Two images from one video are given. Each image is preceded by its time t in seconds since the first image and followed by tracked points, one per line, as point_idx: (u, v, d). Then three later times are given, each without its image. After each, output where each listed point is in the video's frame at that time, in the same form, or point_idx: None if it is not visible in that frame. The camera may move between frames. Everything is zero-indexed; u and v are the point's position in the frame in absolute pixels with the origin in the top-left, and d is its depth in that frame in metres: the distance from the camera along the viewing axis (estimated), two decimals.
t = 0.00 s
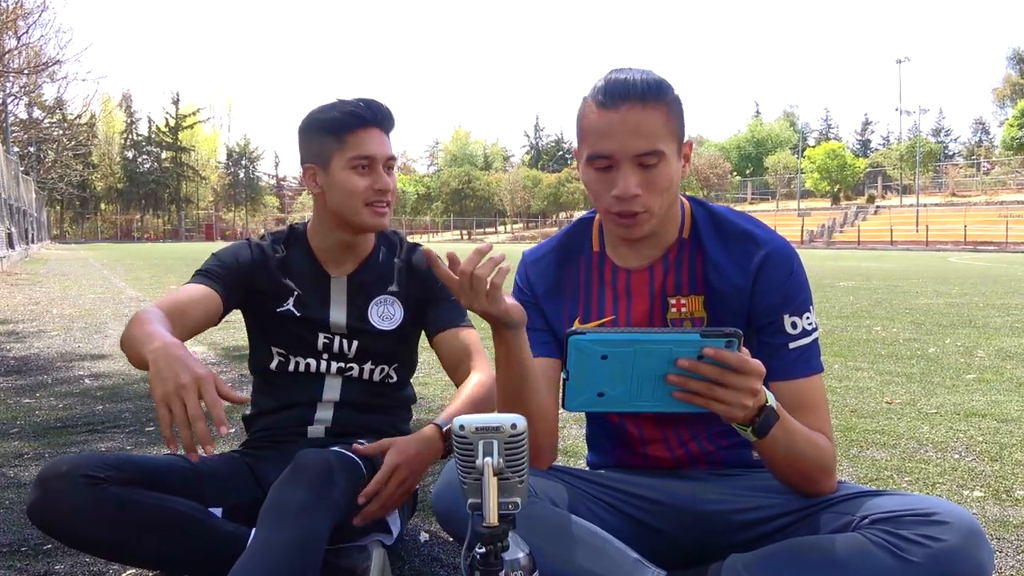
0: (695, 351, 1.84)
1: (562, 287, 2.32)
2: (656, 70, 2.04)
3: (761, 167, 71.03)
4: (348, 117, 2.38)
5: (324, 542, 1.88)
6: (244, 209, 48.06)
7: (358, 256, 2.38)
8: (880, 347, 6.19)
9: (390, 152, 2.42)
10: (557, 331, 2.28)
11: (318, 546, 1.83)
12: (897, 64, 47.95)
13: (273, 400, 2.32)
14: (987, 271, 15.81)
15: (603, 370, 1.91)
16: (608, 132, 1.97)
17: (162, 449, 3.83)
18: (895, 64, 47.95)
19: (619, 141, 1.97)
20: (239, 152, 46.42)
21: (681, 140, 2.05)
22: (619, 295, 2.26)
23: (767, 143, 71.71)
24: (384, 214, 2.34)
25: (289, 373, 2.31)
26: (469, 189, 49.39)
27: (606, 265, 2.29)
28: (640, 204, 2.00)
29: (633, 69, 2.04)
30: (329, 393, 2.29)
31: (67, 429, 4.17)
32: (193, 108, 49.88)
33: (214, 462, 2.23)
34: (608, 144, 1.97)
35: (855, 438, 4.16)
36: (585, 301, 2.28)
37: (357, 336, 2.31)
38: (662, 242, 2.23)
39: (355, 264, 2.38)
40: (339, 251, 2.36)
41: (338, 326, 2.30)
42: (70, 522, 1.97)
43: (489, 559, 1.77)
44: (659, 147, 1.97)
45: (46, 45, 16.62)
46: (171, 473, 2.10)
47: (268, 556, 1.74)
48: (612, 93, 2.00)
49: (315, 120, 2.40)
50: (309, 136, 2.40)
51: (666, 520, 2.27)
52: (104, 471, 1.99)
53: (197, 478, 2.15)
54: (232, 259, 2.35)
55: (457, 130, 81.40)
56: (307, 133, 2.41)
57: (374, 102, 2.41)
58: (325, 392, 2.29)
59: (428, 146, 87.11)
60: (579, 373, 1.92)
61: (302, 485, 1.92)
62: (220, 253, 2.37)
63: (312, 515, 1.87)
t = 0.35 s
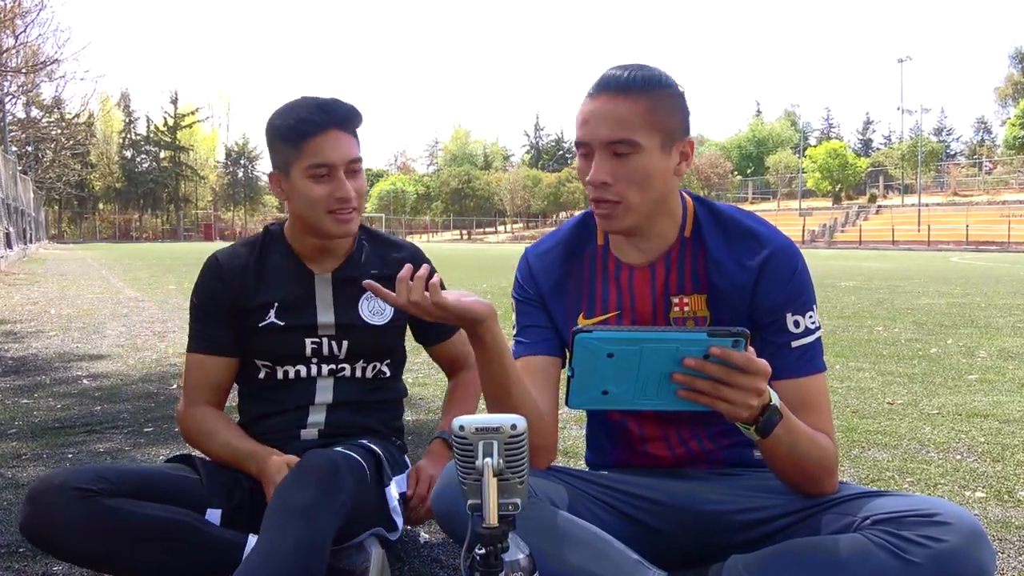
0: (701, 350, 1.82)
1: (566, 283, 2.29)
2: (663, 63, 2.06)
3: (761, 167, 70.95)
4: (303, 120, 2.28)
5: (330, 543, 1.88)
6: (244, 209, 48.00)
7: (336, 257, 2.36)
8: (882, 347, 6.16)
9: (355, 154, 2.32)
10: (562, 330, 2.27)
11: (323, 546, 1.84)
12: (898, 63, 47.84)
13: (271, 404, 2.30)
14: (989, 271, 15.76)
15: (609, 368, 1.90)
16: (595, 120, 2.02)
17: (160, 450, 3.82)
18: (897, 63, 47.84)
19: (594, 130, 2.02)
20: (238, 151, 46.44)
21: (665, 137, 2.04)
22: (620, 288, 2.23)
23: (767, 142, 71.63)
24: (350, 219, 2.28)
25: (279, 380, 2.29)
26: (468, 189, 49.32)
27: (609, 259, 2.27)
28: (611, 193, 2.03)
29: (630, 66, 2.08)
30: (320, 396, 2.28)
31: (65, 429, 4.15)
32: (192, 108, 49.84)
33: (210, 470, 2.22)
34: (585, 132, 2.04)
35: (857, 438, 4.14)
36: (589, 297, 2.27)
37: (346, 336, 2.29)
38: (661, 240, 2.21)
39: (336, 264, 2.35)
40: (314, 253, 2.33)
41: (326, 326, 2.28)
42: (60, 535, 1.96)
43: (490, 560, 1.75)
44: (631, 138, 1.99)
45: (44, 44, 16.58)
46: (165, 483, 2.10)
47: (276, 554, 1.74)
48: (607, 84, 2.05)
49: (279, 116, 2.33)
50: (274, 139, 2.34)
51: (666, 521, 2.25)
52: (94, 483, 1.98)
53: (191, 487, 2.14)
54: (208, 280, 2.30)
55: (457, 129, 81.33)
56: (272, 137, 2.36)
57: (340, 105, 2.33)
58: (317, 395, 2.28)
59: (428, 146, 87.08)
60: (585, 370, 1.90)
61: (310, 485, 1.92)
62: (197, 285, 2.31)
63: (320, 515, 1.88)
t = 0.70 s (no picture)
0: (710, 342, 1.85)
1: (572, 277, 2.33)
2: (649, 64, 2.19)
3: (762, 166, 70.88)
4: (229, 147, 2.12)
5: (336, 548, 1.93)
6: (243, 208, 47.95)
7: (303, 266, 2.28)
8: (883, 347, 6.15)
9: (266, 186, 2.09)
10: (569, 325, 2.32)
11: (327, 550, 1.89)
12: (899, 62, 47.73)
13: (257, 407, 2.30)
14: (991, 271, 15.73)
15: (618, 359, 1.93)
16: (581, 115, 2.20)
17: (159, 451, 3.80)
18: (898, 62, 47.71)
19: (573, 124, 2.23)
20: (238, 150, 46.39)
21: (635, 133, 2.15)
22: (623, 280, 2.28)
23: (768, 141, 71.55)
24: (267, 249, 2.17)
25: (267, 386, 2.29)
26: (468, 189, 49.27)
27: (614, 249, 2.32)
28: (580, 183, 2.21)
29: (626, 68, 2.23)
30: (307, 404, 2.25)
31: (64, 430, 4.14)
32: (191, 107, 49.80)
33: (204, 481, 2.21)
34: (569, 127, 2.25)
35: (858, 439, 4.13)
36: (595, 288, 2.32)
37: (326, 344, 2.24)
38: (659, 237, 2.26)
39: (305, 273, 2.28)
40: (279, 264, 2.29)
41: (305, 336, 2.24)
42: (54, 548, 1.94)
43: (490, 561, 1.75)
44: (595, 132, 2.16)
45: (43, 43, 16.55)
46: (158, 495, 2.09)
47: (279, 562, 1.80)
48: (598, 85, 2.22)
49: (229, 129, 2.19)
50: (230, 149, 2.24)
51: (667, 521, 2.24)
52: (86, 496, 1.98)
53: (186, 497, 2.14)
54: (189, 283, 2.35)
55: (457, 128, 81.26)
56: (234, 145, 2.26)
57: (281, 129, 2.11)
58: (303, 402, 2.25)
59: (428, 145, 87.02)
60: (593, 360, 1.94)
61: (321, 483, 1.96)
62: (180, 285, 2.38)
63: (331, 516, 1.93)
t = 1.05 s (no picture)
0: (722, 337, 1.85)
1: (578, 272, 2.32)
2: (650, 66, 2.21)
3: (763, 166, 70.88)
4: (300, 140, 2.11)
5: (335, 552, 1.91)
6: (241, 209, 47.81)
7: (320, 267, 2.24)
8: (885, 348, 6.13)
9: (348, 183, 2.16)
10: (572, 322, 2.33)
11: (325, 558, 1.86)
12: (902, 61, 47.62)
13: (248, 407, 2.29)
14: (993, 271, 15.70)
15: (630, 353, 1.92)
16: (584, 117, 2.21)
17: (157, 452, 3.77)
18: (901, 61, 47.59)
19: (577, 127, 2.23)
20: (236, 150, 46.34)
21: (641, 133, 2.17)
22: (625, 277, 2.27)
23: (768, 141, 71.50)
24: (328, 250, 2.18)
25: (265, 388, 2.26)
26: (468, 189, 49.18)
27: (618, 245, 2.30)
28: (585, 184, 2.20)
29: (627, 68, 2.24)
30: (305, 411, 2.24)
31: (61, 431, 4.11)
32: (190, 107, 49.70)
33: (199, 484, 2.18)
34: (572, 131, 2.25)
35: (859, 439, 4.10)
36: (599, 284, 2.30)
37: (328, 351, 2.21)
38: (667, 236, 2.24)
39: (318, 274, 2.25)
40: (296, 266, 2.25)
41: (307, 340, 2.21)
42: (51, 569, 1.91)
43: (489, 562, 1.73)
44: (599, 133, 2.17)
45: (41, 41, 16.46)
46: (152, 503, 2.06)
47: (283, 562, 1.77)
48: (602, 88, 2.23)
49: (279, 121, 2.17)
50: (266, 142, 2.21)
51: (668, 522, 2.22)
52: (80, 512, 1.94)
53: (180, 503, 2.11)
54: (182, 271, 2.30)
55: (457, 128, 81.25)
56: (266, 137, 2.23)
57: (346, 121, 2.16)
58: (302, 409, 2.24)
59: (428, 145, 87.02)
60: (604, 353, 1.93)
61: (315, 493, 1.93)
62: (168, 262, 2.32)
63: (330, 518, 1.91)
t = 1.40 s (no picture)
0: (729, 338, 1.82)
1: (583, 270, 2.32)
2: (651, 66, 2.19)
3: (764, 166, 70.80)
4: (395, 115, 2.25)
5: (337, 563, 1.94)
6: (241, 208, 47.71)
7: (373, 267, 2.34)
8: (886, 348, 6.11)
9: (429, 162, 2.29)
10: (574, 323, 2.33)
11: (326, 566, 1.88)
12: (903, 60, 47.53)
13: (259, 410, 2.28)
14: (995, 271, 15.65)
15: (635, 355, 1.89)
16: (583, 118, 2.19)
17: (155, 452, 3.75)
18: (902, 60, 47.51)
19: (580, 127, 2.21)
20: (235, 150, 46.26)
21: (643, 134, 2.14)
22: (627, 276, 2.25)
23: (769, 140, 71.40)
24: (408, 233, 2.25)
25: (287, 394, 2.25)
26: (468, 188, 49.08)
27: (621, 247, 2.29)
28: (589, 186, 2.18)
29: (631, 67, 2.22)
30: (327, 422, 2.27)
31: (59, 431, 4.09)
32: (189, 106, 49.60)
33: (200, 483, 2.17)
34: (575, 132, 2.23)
35: (861, 440, 4.08)
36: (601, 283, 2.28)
37: (367, 364, 2.26)
38: (669, 236, 2.21)
39: (370, 275, 2.34)
40: (354, 262, 2.31)
41: (352, 351, 2.24)
42: (49, 563, 1.90)
43: (489, 562, 1.70)
44: (603, 134, 2.14)
45: (38, 40, 16.39)
46: (153, 497, 2.04)
47: None
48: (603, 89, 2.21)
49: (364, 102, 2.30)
50: (343, 127, 2.30)
51: (667, 523, 2.20)
52: (81, 504, 1.92)
53: (181, 499, 2.10)
54: (248, 281, 2.22)
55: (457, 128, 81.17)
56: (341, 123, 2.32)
57: (431, 105, 2.32)
58: (324, 421, 2.27)
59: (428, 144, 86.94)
60: (610, 355, 1.90)
61: (319, 501, 1.98)
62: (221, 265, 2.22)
63: (331, 534, 1.93)
